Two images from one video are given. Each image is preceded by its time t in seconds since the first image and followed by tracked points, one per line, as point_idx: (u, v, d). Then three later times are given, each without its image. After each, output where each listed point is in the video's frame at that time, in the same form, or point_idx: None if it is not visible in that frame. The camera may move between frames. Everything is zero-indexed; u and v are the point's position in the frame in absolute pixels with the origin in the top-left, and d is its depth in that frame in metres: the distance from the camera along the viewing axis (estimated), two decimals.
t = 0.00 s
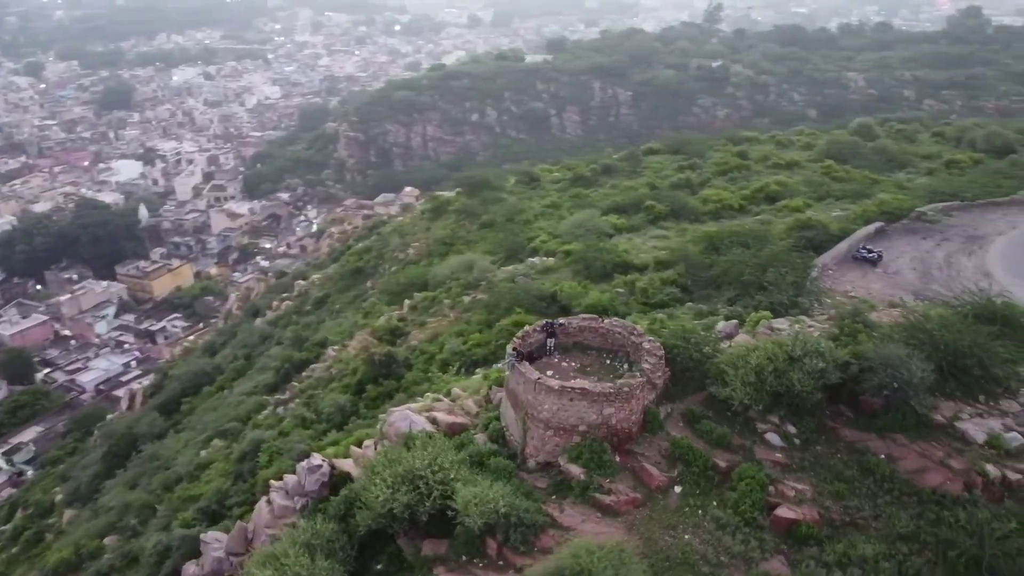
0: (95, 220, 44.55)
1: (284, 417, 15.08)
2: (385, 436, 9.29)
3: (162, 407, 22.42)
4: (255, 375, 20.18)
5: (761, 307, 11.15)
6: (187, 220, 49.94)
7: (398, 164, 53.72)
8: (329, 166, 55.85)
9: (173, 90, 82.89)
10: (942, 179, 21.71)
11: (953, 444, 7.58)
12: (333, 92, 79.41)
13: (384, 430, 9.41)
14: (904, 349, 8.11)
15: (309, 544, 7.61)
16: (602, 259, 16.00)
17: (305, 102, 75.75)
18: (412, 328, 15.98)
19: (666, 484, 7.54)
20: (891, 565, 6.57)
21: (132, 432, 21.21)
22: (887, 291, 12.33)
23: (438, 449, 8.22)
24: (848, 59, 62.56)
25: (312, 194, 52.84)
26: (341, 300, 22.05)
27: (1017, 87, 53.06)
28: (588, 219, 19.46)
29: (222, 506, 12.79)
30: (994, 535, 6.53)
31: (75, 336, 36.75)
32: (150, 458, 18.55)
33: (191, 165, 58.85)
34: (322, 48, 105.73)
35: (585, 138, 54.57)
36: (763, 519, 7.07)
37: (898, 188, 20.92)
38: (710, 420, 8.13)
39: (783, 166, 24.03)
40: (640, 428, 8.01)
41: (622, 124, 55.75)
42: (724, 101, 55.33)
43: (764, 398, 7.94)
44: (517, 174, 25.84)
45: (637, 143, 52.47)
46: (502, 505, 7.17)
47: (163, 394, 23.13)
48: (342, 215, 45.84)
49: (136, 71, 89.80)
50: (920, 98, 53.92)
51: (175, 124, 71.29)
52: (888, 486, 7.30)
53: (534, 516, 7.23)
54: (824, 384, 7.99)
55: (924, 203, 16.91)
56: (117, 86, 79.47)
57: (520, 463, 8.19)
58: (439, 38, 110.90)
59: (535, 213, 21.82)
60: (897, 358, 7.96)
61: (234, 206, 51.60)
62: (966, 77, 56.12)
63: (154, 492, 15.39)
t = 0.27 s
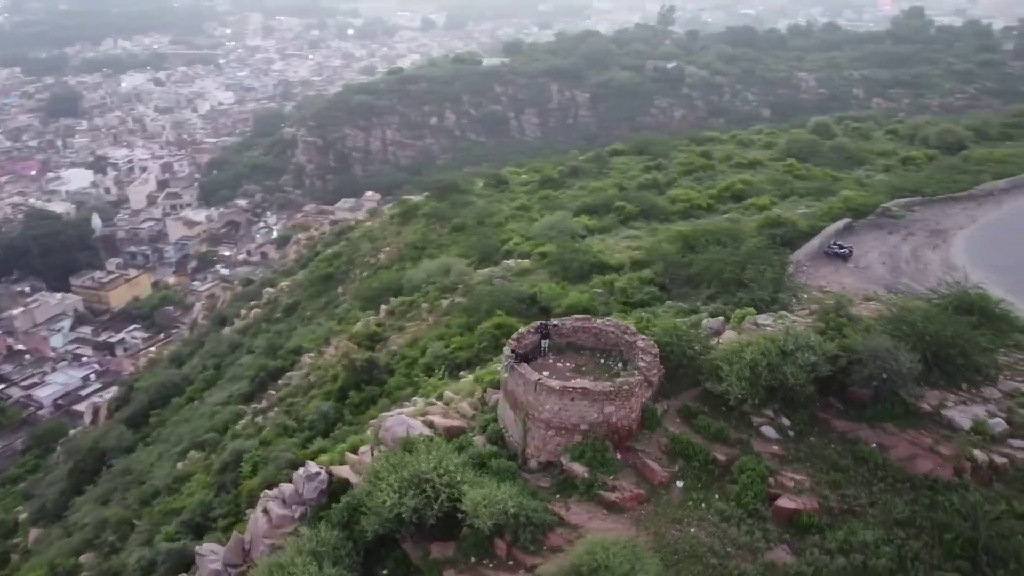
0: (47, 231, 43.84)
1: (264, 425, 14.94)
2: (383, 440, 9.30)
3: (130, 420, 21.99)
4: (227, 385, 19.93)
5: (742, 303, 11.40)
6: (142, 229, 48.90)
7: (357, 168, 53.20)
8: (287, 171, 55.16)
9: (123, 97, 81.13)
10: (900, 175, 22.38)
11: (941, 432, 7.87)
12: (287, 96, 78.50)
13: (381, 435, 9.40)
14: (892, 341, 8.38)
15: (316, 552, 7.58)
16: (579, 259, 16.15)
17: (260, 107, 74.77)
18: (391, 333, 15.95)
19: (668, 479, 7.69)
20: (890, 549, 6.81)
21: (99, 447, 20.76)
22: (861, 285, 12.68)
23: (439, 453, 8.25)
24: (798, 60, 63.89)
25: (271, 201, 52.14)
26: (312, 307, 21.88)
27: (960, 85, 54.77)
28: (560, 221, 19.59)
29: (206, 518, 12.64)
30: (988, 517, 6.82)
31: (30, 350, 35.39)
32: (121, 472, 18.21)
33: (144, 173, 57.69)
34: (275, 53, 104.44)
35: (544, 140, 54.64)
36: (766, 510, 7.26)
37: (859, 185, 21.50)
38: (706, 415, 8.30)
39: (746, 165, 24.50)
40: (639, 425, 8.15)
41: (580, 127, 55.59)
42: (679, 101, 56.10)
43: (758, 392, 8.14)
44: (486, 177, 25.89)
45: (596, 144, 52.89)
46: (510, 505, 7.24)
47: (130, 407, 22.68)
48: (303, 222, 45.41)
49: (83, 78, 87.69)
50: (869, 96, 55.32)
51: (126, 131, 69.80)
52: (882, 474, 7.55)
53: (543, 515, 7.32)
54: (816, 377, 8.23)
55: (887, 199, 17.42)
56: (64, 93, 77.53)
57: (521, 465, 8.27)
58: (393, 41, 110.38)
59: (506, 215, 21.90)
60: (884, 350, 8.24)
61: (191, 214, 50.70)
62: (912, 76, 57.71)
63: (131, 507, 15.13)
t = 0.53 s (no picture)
0: None
1: (244, 436, 14.79)
2: (380, 446, 9.31)
3: (97, 435, 21.52)
4: (199, 397, 19.64)
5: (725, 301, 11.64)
6: (96, 239, 47.74)
7: (317, 173, 52.64)
8: (245, 178, 54.30)
9: (70, 104, 79.15)
10: (859, 173, 22.99)
11: (929, 420, 8.15)
12: (241, 102, 77.40)
13: (377, 441, 9.41)
14: (877, 334, 8.66)
15: (323, 560, 7.57)
16: (556, 261, 16.29)
17: (213, 113, 73.59)
18: (370, 339, 15.89)
19: (670, 475, 7.84)
20: (889, 536, 7.05)
21: (66, 463, 20.26)
22: (835, 281, 13.02)
23: (441, 457, 8.29)
24: (751, 61, 65.08)
25: (229, 208, 51.34)
26: (284, 314, 21.67)
27: (906, 85, 56.40)
28: (533, 223, 19.70)
29: (191, 531, 12.48)
30: (978, 501, 7.11)
31: None
32: (92, 489, 17.83)
33: (96, 182, 56.36)
34: (227, 58, 102.90)
35: (504, 143, 54.69)
36: (767, 502, 7.46)
37: (821, 183, 22.04)
38: (702, 411, 8.49)
39: (710, 165, 24.93)
40: (638, 423, 8.29)
41: (539, 129, 56.24)
42: (636, 103, 56.77)
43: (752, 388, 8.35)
44: (454, 181, 25.89)
45: (555, 146, 53.23)
46: (518, 506, 7.33)
47: (95, 422, 22.19)
48: (264, 231, 44.89)
49: (27, 85, 85.32)
50: (820, 96, 56.64)
51: (75, 139, 68.13)
52: (875, 463, 7.80)
53: (551, 515, 7.41)
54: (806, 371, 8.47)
55: (852, 196, 17.91)
56: (8, 101, 75.37)
57: (522, 466, 8.35)
58: (346, 45, 109.58)
59: (477, 218, 21.96)
60: (871, 343, 8.52)
61: (146, 223, 49.69)
62: (860, 76, 59.22)
63: (108, 524, 14.85)
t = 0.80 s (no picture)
0: None
1: (224, 447, 14.61)
2: (377, 452, 9.32)
3: (63, 451, 20.98)
4: (170, 409, 19.31)
5: (707, 298, 11.87)
6: (48, 250, 46.47)
7: (275, 180, 51.89)
8: (201, 185, 53.24)
9: (15, 113, 76.92)
10: (820, 171, 23.55)
11: (916, 410, 8.44)
12: (194, 108, 76.07)
13: (374, 448, 9.42)
14: (862, 328, 8.94)
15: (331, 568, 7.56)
16: (533, 264, 16.42)
17: (166, 120, 72.21)
18: (350, 345, 15.82)
19: (670, 471, 8.00)
20: (885, 523, 7.29)
21: (31, 480, 19.69)
22: (809, 277, 13.36)
23: (443, 459, 8.34)
24: (705, 62, 66.01)
25: (186, 216, 50.38)
26: (254, 323, 21.43)
27: (855, 84, 57.87)
28: (506, 226, 19.78)
29: (175, 544, 12.30)
30: (968, 487, 7.39)
31: None
32: (63, 506, 17.41)
33: (46, 192, 54.87)
34: (177, 63, 101.00)
35: (464, 147, 54.58)
36: (768, 494, 7.67)
37: (784, 182, 22.52)
38: (697, 407, 8.67)
39: (675, 166, 25.30)
40: (637, 420, 8.43)
41: (499, 132, 56.07)
42: (594, 105, 57.26)
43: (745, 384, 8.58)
44: (422, 185, 25.83)
45: (516, 149, 53.39)
46: (526, 507, 7.42)
47: (61, 438, 21.63)
48: (223, 239, 44.22)
49: None
50: (772, 97, 57.77)
51: (22, 149, 66.27)
52: (865, 453, 8.05)
53: (556, 514, 7.52)
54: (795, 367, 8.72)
55: (818, 194, 18.37)
56: None
57: (523, 467, 8.43)
58: (300, 50, 108.41)
59: (448, 222, 21.96)
60: (857, 337, 8.80)
61: (101, 233, 48.54)
62: (811, 76, 60.53)
63: (85, 541, 14.54)
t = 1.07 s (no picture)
0: None
1: (206, 458, 14.44)
2: (373, 457, 9.32)
3: (29, 468, 20.42)
4: (143, 421, 18.96)
5: (690, 297, 12.09)
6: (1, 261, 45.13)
7: (236, 186, 51.05)
8: (159, 193, 51.97)
9: None
10: (785, 171, 24.06)
11: (902, 401, 8.72)
12: (148, 114, 74.59)
13: (370, 453, 9.42)
14: (849, 323, 9.21)
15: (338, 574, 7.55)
16: (511, 266, 16.51)
17: (119, 126, 70.68)
18: (330, 351, 15.74)
19: (670, 466, 8.15)
20: (881, 511, 7.53)
21: None
22: (784, 275, 13.65)
23: (445, 462, 8.38)
24: (663, 64, 66.76)
25: (144, 225, 49.28)
26: (226, 332, 21.17)
27: (809, 85, 59.09)
28: (481, 229, 19.84)
29: (161, 558, 12.13)
30: (959, 474, 7.67)
31: None
32: (35, 523, 16.99)
33: None
34: (128, 69, 98.89)
35: (426, 150, 54.39)
36: (766, 486, 7.86)
37: (751, 181, 22.97)
38: (691, 403, 8.84)
39: (643, 167, 25.61)
40: (634, 419, 8.56)
41: (461, 136, 55.93)
42: (555, 108, 57.59)
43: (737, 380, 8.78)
44: (392, 190, 25.73)
45: (479, 152, 53.43)
46: (533, 507, 7.50)
47: (27, 453, 21.06)
48: (184, 247, 43.41)
49: None
50: (730, 97, 58.75)
51: None
52: (857, 443, 8.29)
53: (562, 514, 7.61)
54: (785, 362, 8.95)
55: (787, 193, 18.77)
56: None
57: (523, 468, 8.51)
58: (255, 54, 106.95)
59: (421, 226, 21.94)
60: (844, 332, 9.06)
61: (56, 243, 47.30)
62: (766, 77, 61.64)
63: (63, 558, 14.22)
